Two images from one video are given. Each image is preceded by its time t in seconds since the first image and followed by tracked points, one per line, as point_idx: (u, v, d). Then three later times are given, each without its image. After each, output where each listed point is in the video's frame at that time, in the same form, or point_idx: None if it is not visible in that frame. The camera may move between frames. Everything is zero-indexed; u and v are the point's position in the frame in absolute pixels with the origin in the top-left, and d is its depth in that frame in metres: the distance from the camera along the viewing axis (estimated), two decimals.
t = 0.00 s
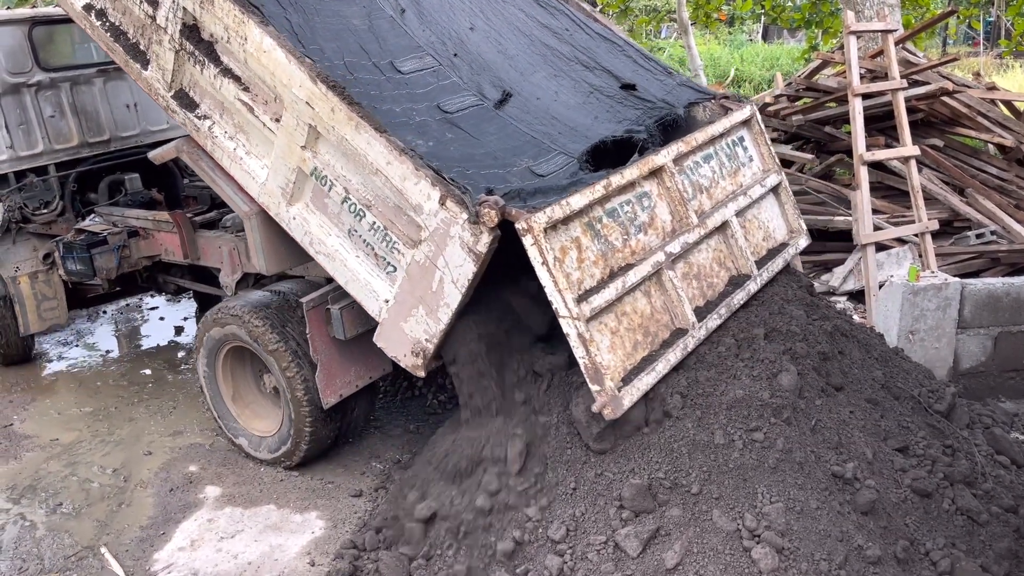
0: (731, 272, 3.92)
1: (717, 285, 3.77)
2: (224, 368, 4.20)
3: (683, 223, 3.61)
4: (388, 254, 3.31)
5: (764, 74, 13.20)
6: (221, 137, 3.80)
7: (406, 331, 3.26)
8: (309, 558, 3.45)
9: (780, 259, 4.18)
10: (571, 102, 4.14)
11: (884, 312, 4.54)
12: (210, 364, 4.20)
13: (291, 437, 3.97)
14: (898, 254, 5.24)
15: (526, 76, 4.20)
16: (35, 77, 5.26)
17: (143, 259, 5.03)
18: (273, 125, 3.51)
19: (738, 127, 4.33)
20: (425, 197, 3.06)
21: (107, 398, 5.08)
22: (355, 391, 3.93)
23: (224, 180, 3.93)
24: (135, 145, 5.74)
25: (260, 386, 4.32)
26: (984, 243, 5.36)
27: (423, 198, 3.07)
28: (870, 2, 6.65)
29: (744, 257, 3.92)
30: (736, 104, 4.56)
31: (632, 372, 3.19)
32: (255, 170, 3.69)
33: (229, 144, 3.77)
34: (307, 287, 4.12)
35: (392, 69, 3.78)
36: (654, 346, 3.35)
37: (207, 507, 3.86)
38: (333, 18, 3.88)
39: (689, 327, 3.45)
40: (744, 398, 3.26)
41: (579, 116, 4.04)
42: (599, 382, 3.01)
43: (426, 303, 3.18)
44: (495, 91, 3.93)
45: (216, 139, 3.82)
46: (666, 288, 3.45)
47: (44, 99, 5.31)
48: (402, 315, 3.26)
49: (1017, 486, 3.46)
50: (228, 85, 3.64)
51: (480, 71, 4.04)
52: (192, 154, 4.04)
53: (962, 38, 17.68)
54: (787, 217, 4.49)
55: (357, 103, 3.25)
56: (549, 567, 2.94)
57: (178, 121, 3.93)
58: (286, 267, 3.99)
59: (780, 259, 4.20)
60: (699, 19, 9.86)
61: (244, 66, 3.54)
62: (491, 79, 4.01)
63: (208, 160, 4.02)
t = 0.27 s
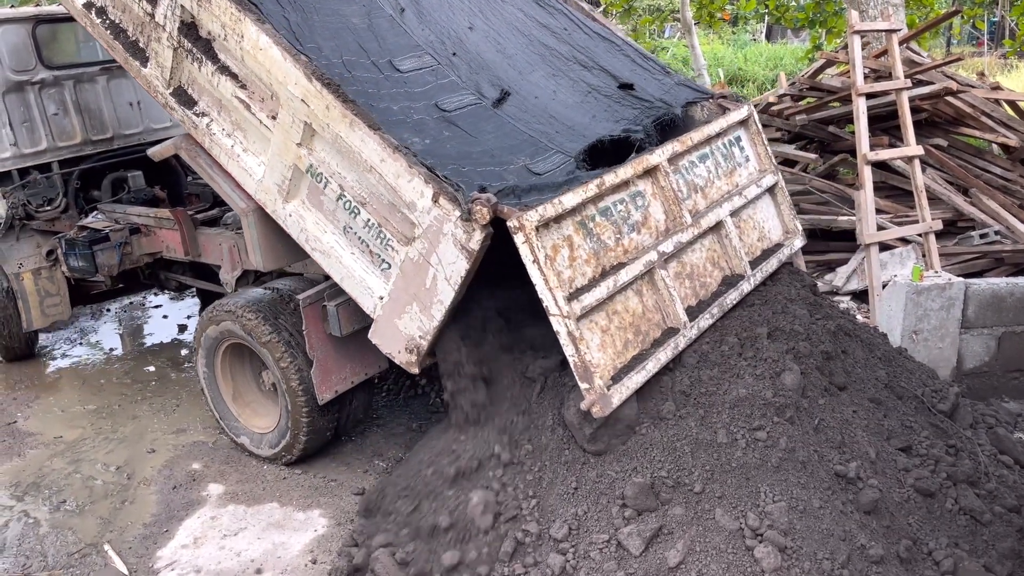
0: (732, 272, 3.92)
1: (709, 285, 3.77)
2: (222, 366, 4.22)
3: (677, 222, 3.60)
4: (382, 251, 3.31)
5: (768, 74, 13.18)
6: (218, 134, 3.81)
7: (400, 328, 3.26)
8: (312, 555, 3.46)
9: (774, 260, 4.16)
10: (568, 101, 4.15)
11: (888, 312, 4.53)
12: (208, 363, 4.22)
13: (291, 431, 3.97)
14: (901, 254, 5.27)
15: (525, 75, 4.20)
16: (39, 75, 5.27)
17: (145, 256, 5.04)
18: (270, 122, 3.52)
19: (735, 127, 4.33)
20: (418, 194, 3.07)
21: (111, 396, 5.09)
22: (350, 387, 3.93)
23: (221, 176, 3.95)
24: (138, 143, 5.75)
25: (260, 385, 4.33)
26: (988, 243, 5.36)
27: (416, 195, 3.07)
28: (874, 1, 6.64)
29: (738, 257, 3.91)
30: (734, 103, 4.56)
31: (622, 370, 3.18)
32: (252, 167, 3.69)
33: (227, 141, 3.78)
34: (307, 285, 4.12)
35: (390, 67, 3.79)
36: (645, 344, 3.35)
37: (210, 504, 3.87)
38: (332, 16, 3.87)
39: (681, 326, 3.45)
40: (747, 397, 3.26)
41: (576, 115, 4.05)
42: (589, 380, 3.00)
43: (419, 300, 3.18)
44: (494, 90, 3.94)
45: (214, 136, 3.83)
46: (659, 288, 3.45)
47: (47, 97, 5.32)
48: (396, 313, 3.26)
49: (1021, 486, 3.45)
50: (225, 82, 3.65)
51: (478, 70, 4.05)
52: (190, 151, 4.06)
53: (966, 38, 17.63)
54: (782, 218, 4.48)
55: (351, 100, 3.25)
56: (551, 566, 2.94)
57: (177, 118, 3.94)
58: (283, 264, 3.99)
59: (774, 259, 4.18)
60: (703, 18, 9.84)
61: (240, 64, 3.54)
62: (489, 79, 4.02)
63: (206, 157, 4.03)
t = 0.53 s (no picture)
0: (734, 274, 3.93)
1: (714, 287, 3.78)
2: (227, 364, 4.22)
3: (684, 223, 3.61)
4: (390, 250, 3.31)
5: (770, 73, 13.17)
6: (226, 133, 3.81)
7: (408, 326, 3.26)
8: (314, 554, 3.47)
9: (779, 262, 4.17)
10: (575, 101, 4.14)
11: (891, 312, 4.52)
12: (214, 361, 4.22)
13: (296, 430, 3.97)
14: (905, 254, 5.22)
15: (531, 75, 4.20)
16: (43, 73, 5.27)
17: (150, 255, 5.04)
18: (278, 120, 3.52)
19: (742, 128, 4.33)
20: (427, 193, 3.07)
21: (114, 394, 5.10)
22: (358, 387, 3.94)
23: (228, 175, 3.95)
24: (142, 142, 5.76)
25: (264, 383, 4.34)
26: (992, 243, 5.34)
27: (426, 194, 3.07)
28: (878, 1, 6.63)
29: (743, 259, 3.93)
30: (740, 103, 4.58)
31: (627, 372, 3.19)
32: (260, 165, 3.70)
33: (235, 139, 3.78)
34: (314, 284, 4.12)
35: (397, 67, 3.81)
36: (649, 346, 3.36)
37: (213, 502, 3.88)
38: (338, 15, 3.88)
39: (686, 328, 3.47)
40: (749, 397, 3.25)
41: (583, 115, 4.04)
42: (594, 381, 3.01)
43: (428, 299, 3.19)
44: (500, 90, 3.94)
45: (221, 134, 3.83)
46: (665, 289, 3.47)
47: (52, 96, 5.33)
48: (404, 311, 3.26)
49: None
50: (233, 80, 3.65)
51: (485, 70, 4.05)
52: (197, 149, 4.05)
53: (970, 38, 17.59)
54: (785, 220, 4.48)
55: (360, 99, 3.26)
56: (553, 565, 2.94)
57: (184, 116, 3.94)
58: (291, 263, 4.01)
59: (778, 262, 4.18)
60: (706, 18, 9.83)
61: (250, 63, 3.55)
62: (496, 78, 4.02)
63: (213, 155, 4.02)
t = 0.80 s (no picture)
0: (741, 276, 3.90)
1: (721, 289, 3.76)
2: (235, 363, 4.21)
3: (693, 225, 3.61)
4: (403, 250, 3.32)
5: (772, 74, 13.17)
6: (238, 132, 3.81)
7: (421, 327, 3.27)
8: (316, 553, 3.47)
9: (783, 265, 4.14)
10: (585, 101, 4.14)
11: (893, 312, 4.52)
12: (221, 360, 4.21)
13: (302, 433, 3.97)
14: (907, 254, 5.25)
15: (541, 74, 4.20)
16: (48, 73, 5.29)
17: (155, 256, 5.06)
18: (290, 120, 3.53)
19: (751, 130, 4.33)
20: (443, 192, 3.07)
21: (117, 393, 5.10)
22: (368, 387, 3.96)
23: (239, 175, 3.93)
24: (146, 142, 5.78)
25: (271, 381, 4.33)
26: (994, 244, 5.34)
27: (441, 193, 3.07)
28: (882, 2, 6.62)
29: (749, 262, 3.90)
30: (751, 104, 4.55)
31: (633, 373, 3.18)
32: (271, 165, 3.70)
33: (246, 139, 3.78)
34: (320, 284, 4.13)
35: (408, 67, 3.79)
36: (656, 347, 3.34)
37: (215, 502, 3.88)
38: (348, 15, 3.88)
39: (691, 330, 3.44)
40: (751, 397, 3.25)
41: (594, 115, 4.04)
42: (600, 381, 3.00)
43: (441, 299, 3.19)
44: (511, 90, 3.94)
45: (232, 134, 3.83)
46: (673, 291, 3.44)
47: (56, 96, 5.34)
48: (417, 312, 3.27)
49: None
50: (245, 80, 3.65)
51: (495, 69, 4.05)
52: (207, 149, 4.05)
53: (972, 38, 17.56)
54: (791, 223, 4.47)
55: (375, 98, 3.26)
56: (555, 564, 2.94)
57: (195, 115, 3.95)
58: (301, 263, 4.00)
59: (783, 265, 4.16)
60: (709, 18, 9.82)
61: (263, 62, 3.55)
62: (506, 78, 4.01)
63: (223, 155, 4.01)
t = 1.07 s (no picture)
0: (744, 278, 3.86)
1: (724, 290, 3.71)
2: (239, 362, 4.22)
3: (699, 226, 3.61)
4: (411, 250, 3.31)
5: (775, 74, 13.16)
6: (244, 131, 3.80)
7: (428, 326, 3.28)
8: (319, 553, 3.47)
9: (786, 268, 4.09)
10: (591, 103, 4.14)
11: (896, 313, 4.52)
12: (225, 358, 4.22)
13: (306, 432, 3.98)
14: (910, 255, 5.23)
15: (547, 76, 4.20)
16: (52, 73, 5.30)
17: (159, 255, 5.06)
18: (298, 119, 3.53)
19: (757, 132, 4.34)
20: (451, 192, 3.07)
21: (120, 393, 5.12)
22: (375, 387, 3.95)
23: (246, 174, 3.94)
24: (150, 142, 5.78)
25: (275, 381, 4.34)
26: (997, 245, 5.36)
27: (449, 193, 3.08)
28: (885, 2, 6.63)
29: (753, 264, 3.86)
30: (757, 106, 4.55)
31: (638, 373, 3.16)
32: (278, 164, 3.69)
33: (252, 138, 3.78)
34: (324, 286, 4.12)
35: (412, 70, 3.80)
36: (660, 347, 3.33)
37: (218, 501, 3.89)
38: (352, 17, 3.90)
39: (695, 331, 3.42)
40: (754, 396, 3.28)
41: (599, 117, 4.05)
42: (608, 382, 2.99)
43: (448, 299, 3.20)
44: (516, 92, 3.94)
45: (239, 133, 3.82)
46: (678, 291, 3.43)
47: (60, 96, 5.35)
48: (424, 311, 3.28)
49: None
50: (253, 79, 3.67)
51: (500, 72, 4.04)
52: (215, 148, 4.06)
53: (975, 39, 17.53)
54: (796, 224, 4.48)
55: (383, 98, 3.27)
56: (557, 564, 2.94)
57: (202, 114, 3.95)
58: (306, 264, 3.98)
59: (786, 268, 4.12)
60: (712, 18, 9.81)
61: (271, 61, 3.55)
62: (512, 80, 4.01)
63: (230, 154, 4.01)
